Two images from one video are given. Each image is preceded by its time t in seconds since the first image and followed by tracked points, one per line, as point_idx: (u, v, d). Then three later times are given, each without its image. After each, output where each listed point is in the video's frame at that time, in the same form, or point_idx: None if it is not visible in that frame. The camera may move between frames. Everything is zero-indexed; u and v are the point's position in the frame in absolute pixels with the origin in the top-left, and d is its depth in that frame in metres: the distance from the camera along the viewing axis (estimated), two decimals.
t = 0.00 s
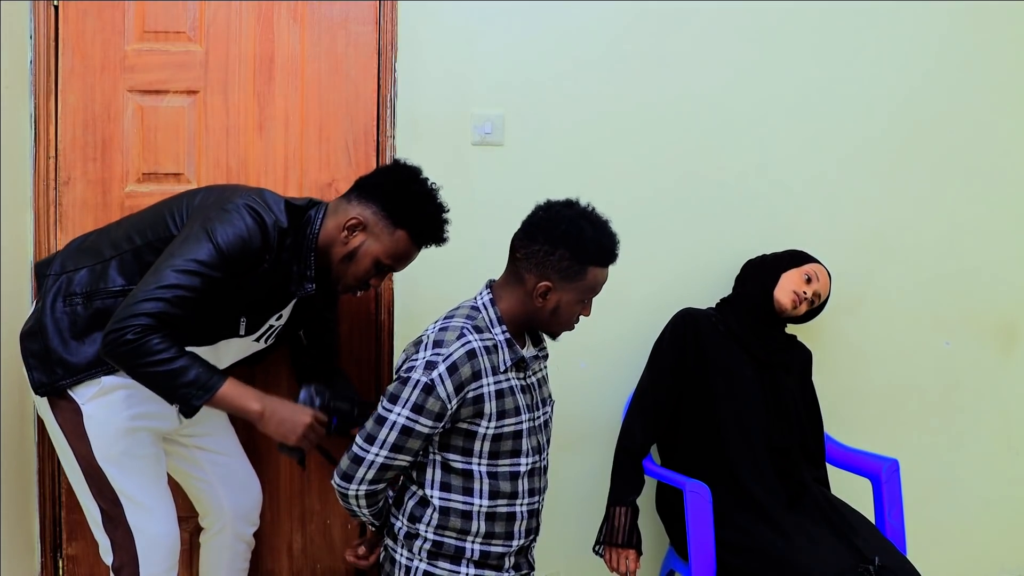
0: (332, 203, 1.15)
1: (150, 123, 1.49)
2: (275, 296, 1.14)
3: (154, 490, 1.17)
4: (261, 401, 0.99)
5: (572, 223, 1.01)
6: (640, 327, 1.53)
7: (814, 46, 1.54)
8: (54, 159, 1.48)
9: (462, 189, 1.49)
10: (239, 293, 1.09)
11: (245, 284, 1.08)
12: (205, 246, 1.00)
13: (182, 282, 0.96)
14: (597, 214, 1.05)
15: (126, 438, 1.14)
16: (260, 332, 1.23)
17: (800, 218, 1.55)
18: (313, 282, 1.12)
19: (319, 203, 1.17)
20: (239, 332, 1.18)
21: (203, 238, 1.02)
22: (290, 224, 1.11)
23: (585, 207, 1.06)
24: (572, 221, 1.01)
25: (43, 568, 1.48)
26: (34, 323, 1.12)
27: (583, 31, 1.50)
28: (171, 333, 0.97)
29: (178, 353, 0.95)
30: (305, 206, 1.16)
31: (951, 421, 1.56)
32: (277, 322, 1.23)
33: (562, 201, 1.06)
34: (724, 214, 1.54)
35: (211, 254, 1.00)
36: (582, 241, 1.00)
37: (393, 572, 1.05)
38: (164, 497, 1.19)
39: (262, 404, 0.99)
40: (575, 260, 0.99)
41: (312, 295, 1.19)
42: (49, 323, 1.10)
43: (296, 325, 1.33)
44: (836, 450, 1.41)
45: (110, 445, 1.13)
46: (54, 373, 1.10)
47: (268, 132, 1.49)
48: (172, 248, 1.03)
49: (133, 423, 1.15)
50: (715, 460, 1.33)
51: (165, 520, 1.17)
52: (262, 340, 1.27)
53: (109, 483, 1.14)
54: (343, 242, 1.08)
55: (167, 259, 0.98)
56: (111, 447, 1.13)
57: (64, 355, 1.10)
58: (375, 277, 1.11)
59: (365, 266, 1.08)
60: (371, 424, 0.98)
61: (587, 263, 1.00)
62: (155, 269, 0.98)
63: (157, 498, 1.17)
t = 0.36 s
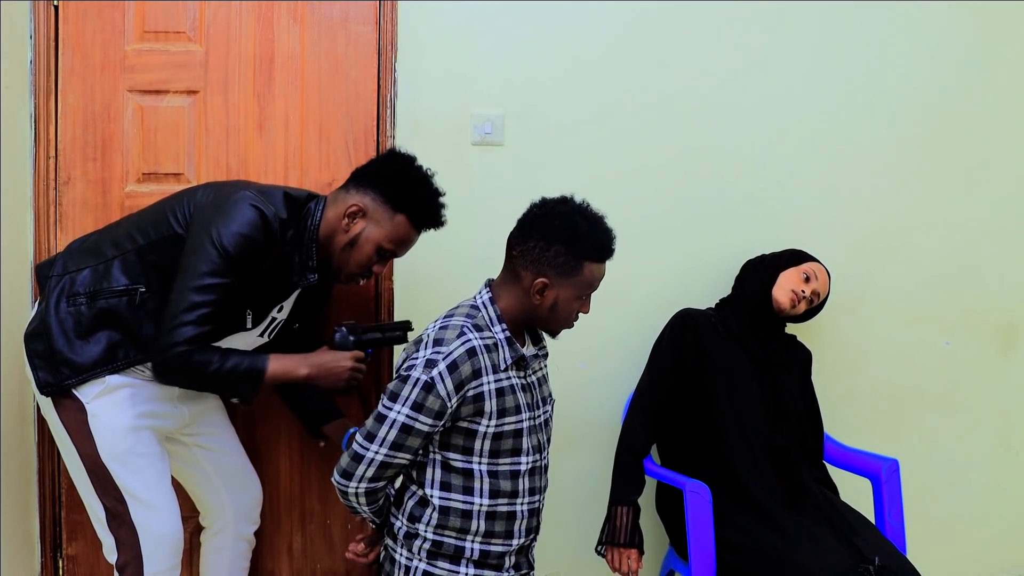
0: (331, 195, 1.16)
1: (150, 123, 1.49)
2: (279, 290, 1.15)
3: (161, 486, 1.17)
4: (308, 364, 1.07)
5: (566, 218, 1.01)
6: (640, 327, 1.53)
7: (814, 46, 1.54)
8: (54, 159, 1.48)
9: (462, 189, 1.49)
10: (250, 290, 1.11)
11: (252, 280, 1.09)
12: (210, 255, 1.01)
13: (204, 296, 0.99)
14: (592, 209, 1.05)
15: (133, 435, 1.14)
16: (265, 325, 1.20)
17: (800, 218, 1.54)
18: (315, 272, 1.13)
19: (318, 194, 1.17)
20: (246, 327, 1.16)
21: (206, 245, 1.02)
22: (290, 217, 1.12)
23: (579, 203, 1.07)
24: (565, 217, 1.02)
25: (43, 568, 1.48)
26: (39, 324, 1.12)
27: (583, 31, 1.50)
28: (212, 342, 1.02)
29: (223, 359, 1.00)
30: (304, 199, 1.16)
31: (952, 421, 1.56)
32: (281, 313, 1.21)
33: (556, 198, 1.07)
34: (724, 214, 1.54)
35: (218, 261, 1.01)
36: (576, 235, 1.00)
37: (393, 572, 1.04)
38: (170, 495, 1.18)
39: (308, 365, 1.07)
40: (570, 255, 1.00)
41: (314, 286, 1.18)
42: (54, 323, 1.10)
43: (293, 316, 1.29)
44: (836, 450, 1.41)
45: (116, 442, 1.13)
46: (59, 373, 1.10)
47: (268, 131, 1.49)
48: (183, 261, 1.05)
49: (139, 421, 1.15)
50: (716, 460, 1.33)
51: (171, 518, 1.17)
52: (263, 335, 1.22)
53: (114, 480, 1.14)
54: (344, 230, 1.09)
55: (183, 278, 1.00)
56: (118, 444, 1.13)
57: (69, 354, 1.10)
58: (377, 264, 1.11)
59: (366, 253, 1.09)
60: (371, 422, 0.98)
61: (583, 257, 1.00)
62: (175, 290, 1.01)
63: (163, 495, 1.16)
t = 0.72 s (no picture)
0: (331, 196, 1.16)
1: (150, 124, 1.49)
2: (285, 291, 1.15)
3: (161, 486, 1.17)
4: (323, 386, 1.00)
5: (564, 216, 1.02)
6: (640, 326, 1.53)
7: (814, 46, 1.54)
8: (54, 159, 1.48)
9: (462, 189, 1.49)
10: (256, 290, 1.10)
11: (258, 278, 1.09)
12: (222, 247, 1.01)
13: (216, 286, 0.98)
14: (591, 208, 1.05)
15: (133, 435, 1.14)
16: (266, 328, 1.20)
17: (800, 218, 1.54)
18: (318, 273, 1.13)
19: (318, 197, 1.17)
20: (249, 328, 1.16)
21: (216, 238, 1.02)
22: (292, 216, 1.12)
23: (578, 202, 1.07)
24: (564, 215, 1.02)
25: (43, 568, 1.48)
26: (41, 326, 1.11)
27: (583, 31, 1.50)
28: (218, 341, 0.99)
29: (232, 362, 0.96)
30: (304, 200, 1.16)
31: (952, 421, 1.56)
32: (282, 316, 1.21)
33: (555, 197, 1.07)
34: (724, 214, 1.54)
35: (230, 252, 1.01)
36: (576, 233, 1.00)
37: (394, 572, 1.05)
38: (171, 495, 1.18)
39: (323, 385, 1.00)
40: (570, 253, 1.00)
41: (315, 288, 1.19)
42: (57, 325, 1.10)
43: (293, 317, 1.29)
44: (836, 450, 1.41)
45: (117, 442, 1.13)
46: (64, 375, 1.10)
47: (268, 132, 1.49)
48: (190, 257, 1.04)
49: (140, 421, 1.15)
50: (716, 460, 1.33)
51: (171, 518, 1.17)
52: (263, 335, 1.22)
53: (115, 480, 1.14)
54: (343, 232, 1.09)
55: (193, 270, 0.99)
56: (118, 443, 1.13)
57: (74, 356, 1.10)
58: (376, 265, 1.11)
59: (366, 254, 1.09)
60: (370, 420, 0.98)
61: (582, 256, 1.00)
62: (185, 282, 0.99)
63: (164, 495, 1.16)
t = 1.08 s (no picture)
0: (330, 200, 1.16)
1: (150, 124, 1.49)
2: (286, 296, 1.15)
3: (160, 487, 1.17)
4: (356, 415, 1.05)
5: (568, 217, 1.01)
6: (640, 326, 1.53)
7: (813, 46, 1.54)
8: (54, 159, 1.48)
9: (462, 189, 1.49)
10: (270, 293, 1.11)
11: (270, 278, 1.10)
12: (237, 248, 1.02)
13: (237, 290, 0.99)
14: (595, 210, 1.05)
15: (132, 436, 1.14)
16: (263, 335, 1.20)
17: (799, 218, 1.55)
18: (319, 277, 1.12)
19: (317, 201, 1.17)
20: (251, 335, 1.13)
21: (227, 239, 1.03)
22: (292, 219, 1.13)
23: (581, 203, 1.06)
24: (568, 215, 1.02)
25: (43, 568, 1.48)
26: (40, 329, 1.11)
27: (582, 31, 1.50)
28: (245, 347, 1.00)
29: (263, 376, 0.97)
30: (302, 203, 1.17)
31: (951, 421, 1.56)
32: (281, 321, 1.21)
33: (559, 198, 1.07)
34: (724, 214, 1.54)
35: (245, 252, 1.03)
36: (579, 234, 1.00)
37: (395, 572, 1.05)
38: (170, 496, 1.18)
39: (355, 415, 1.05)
40: (573, 253, 1.00)
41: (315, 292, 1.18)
42: (57, 328, 1.09)
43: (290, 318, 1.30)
44: (836, 450, 1.41)
45: (115, 443, 1.13)
46: (64, 378, 1.10)
47: (268, 132, 1.49)
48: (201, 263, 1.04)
49: (139, 422, 1.15)
50: (717, 460, 1.33)
51: (171, 519, 1.17)
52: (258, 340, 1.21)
53: (114, 482, 1.14)
54: (339, 237, 1.09)
55: (209, 276, 1.00)
56: (117, 445, 1.13)
57: (74, 359, 1.10)
58: (370, 272, 1.11)
59: (361, 260, 1.09)
60: (373, 421, 0.98)
61: (585, 257, 1.00)
62: (204, 288, 1.00)
63: (162, 497, 1.16)
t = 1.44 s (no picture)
0: (332, 196, 1.16)
1: (150, 124, 1.49)
2: (286, 296, 1.15)
3: (161, 487, 1.17)
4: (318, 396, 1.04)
5: (567, 215, 1.02)
6: (640, 326, 1.53)
7: (813, 46, 1.54)
8: (54, 159, 1.48)
9: (462, 189, 1.49)
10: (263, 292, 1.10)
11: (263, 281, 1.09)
12: (223, 250, 1.01)
13: (216, 291, 0.99)
14: (594, 209, 1.05)
15: (135, 435, 1.14)
16: (269, 329, 1.20)
17: (799, 218, 1.55)
18: (321, 274, 1.13)
19: (318, 197, 1.17)
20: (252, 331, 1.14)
21: (217, 241, 1.02)
22: (294, 219, 1.11)
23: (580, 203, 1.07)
24: (567, 213, 1.02)
25: (42, 568, 1.48)
26: (42, 329, 1.11)
27: (582, 31, 1.50)
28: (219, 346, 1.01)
29: (231, 371, 0.98)
30: (306, 200, 1.15)
31: (952, 421, 1.56)
32: (286, 315, 1.22)
33: (560, 196, 1.07)
34: (724, 214, 1.54)
35: (231, 255, 1.01)
36: (577, 232, 1.00)
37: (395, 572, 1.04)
38: (172, 496, 1.18)
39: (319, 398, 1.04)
40: (570, 251, 1.00)
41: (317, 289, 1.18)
42: (59, 329, 1.09)
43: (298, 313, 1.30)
44: (836, 450, 1.41)
45: (119, 443, 1.13)
46: (67, 377, 1.10)
47: (268, 132, 1.49)
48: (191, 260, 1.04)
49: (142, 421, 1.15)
50: (717, 460, 1.33)
51: (173, 519, 1.17)
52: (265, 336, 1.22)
53: (117, 482, 1.14)
54: (343, 234, 1.10)
55: (194, 275, 1.00)
56: (120, 444, 1.13)
57: (77, 359, 1.10)
58: (375, 267, 1.11)
59: (365, 256, 1.09)
60: (372, 419, 0.98)
61: (584, 255, 1.00)
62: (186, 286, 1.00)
63: (164, 496, 1.16)
